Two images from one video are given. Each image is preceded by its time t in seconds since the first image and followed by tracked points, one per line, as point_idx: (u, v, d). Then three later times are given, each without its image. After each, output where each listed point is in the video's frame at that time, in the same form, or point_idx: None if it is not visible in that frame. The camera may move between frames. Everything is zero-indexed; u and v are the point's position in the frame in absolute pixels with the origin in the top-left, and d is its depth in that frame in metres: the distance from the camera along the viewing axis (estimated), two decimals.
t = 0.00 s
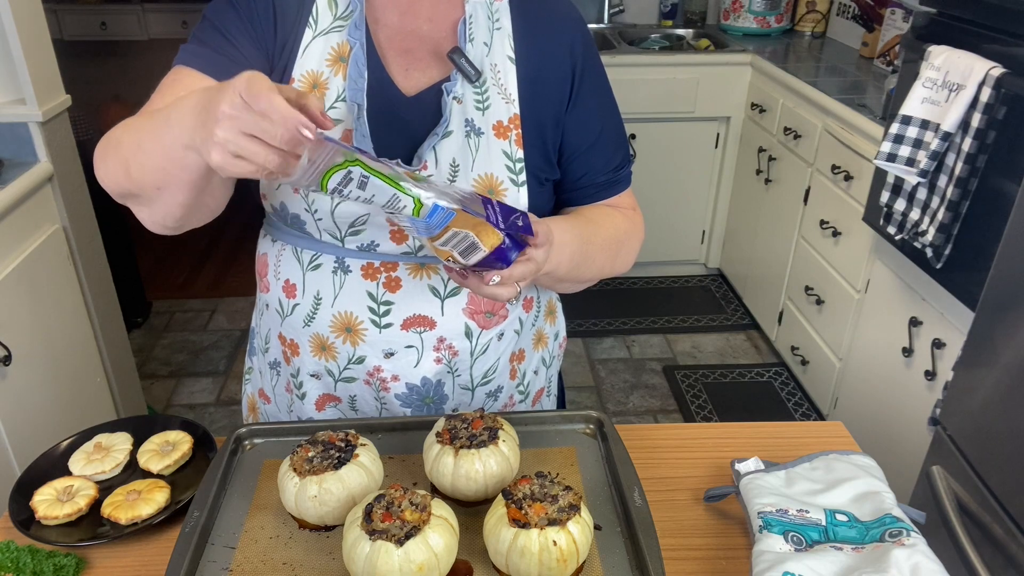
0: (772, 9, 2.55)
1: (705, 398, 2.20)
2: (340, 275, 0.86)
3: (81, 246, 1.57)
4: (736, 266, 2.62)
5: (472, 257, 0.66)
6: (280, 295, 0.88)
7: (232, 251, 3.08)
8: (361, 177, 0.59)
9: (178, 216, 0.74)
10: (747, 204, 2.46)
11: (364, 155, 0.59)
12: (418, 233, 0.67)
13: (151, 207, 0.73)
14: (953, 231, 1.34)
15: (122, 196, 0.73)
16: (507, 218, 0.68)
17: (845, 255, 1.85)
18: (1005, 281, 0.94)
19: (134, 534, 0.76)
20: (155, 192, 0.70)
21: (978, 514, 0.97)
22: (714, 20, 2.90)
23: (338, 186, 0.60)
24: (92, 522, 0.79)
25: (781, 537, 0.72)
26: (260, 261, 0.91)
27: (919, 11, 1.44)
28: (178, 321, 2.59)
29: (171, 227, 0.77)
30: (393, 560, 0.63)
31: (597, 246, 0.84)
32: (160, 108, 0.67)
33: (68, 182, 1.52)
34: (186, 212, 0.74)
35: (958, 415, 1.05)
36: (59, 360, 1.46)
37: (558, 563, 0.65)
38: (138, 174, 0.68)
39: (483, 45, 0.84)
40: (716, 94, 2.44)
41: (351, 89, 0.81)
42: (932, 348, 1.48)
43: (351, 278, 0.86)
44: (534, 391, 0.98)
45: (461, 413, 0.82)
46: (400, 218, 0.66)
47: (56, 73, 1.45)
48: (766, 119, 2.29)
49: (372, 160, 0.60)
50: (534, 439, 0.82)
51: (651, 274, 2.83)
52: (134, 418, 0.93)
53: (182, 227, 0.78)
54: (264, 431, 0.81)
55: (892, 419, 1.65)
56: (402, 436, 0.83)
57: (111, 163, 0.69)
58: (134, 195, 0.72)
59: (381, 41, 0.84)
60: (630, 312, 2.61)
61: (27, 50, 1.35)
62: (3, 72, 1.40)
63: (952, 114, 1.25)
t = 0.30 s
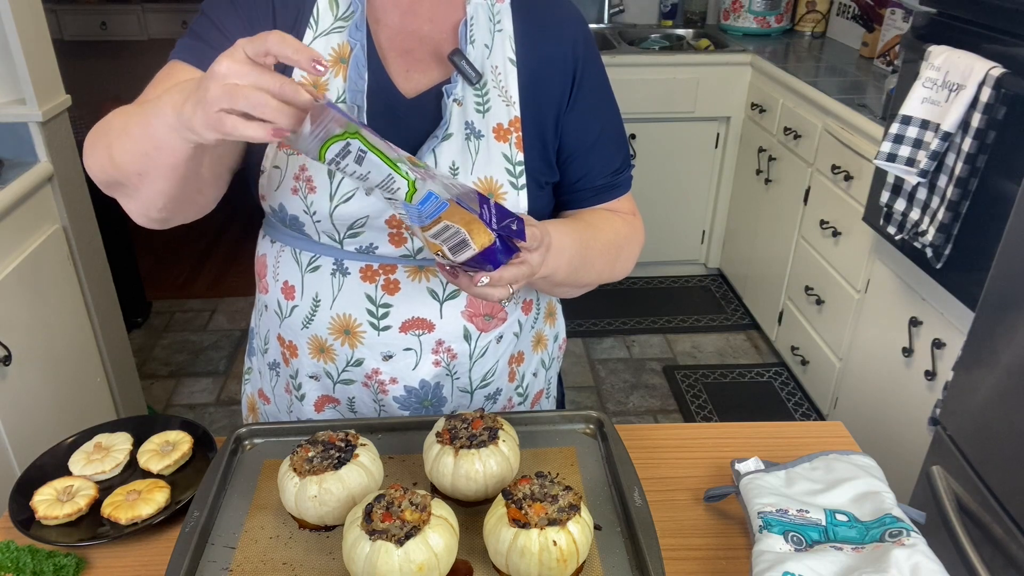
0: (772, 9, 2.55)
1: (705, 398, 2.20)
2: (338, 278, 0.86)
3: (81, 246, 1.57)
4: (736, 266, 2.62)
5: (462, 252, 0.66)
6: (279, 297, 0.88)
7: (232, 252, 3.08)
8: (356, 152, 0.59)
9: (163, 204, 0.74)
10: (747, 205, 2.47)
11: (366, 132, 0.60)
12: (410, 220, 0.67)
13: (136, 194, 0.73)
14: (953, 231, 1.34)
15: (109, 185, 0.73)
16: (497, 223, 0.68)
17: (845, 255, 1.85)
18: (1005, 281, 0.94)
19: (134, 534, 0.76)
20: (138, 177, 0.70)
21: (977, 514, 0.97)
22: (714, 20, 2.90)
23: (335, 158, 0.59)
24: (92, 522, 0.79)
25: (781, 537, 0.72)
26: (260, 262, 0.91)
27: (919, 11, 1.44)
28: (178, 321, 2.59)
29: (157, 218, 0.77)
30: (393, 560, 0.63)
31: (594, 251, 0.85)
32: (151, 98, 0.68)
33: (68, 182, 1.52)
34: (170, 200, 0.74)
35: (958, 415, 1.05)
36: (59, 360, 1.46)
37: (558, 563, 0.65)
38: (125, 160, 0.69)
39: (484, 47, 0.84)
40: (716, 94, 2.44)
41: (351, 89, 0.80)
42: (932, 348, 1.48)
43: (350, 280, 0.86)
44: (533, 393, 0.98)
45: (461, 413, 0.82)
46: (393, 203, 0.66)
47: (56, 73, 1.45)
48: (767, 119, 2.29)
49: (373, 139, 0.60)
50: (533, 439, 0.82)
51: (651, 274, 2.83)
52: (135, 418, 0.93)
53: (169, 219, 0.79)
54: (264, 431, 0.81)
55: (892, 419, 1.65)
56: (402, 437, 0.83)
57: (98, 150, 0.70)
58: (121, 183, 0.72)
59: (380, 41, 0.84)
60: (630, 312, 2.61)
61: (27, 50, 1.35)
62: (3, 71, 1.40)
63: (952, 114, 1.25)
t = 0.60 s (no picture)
0: (772, 9, 2.55)
1: (705, 398, 2.20)
2: (336, 281, 0.86)
3: (81, 246, 1.57)
4: (736, 266, 2.62)
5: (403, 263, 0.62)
6: (278, 299, 0.89)
7: (232, 252, 3.08)
8: (318, 137, 0.55)
9: (150, 196, 0.73)
10: (747, 205, 2.47)
11: (350, 124, 0.55)
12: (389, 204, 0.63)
13: (123, 185, 0.72)
14: (953, 231, 1.34)
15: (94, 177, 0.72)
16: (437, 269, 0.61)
17: (845, 255, 1.85)
18: (1005, 281, 0.94)
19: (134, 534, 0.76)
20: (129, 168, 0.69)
21: (977, 514, 0.97)
22: (714, 20, 2.90)
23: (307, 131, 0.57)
24: (92, 522, 0.79)
25: (781, 537, 0.72)
26: (260, 264, 0.92)
27: (919, 10, 1.44)
28: (178, 321, 2.59)
29: (146, 208, 0.75)
30: (393, 560, 0.63)
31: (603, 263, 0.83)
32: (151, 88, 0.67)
33: (68, 182, 1.52)
34: (159, 190, 0.72)
35: (958, 415, 1.05)
36: (59, 359, 1.46)
37: (558, 563, 0.65)
38: (116, 152, 0.67)
39: (486, 50, 0.84)
40: (716, 94, 2.44)
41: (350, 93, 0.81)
42: (932, 348, 1.48)
43: (348, 282, 0.86)
44: (533, 396, 0.98)
45: (461, 413, 0.82)
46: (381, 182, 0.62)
47: (57, 73, 1.46)
48: (767, 119, 2.29)
49: (353, 134, 0.55)
50: (533, 440, 0.82)
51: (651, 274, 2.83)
52: (135, 418, 0.93)
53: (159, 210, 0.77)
54: (264, 431, 0.81)
55: (892, 418, 1.65)
56: (400, 438, 0.83)
57: (88, 139, 0.69)
58: (110, 175, 0.70)
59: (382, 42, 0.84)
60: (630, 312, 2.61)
61: (27, 50, 1.35)
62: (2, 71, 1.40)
63: (952, 114, 1.25)
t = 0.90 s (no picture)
0: (772, 9, 2.55)
1: (705, 398, 2.20)
2: (336, 283, 0.86)
3: (81, 246, 1.57)
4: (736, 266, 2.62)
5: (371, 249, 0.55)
6: (278, 300, 0.89)
7: (232, 252, 3.08)
8: (283, 113, 0.48)
9: (158, 171, 0.62)
10: (747, 204, 2.46)
11: (324, 108, 0.49)
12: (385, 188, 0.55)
13: (124, 156, 0.61)
14: (953, 231, 1.34)
15: (92, 146, 0.62)
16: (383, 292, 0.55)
17: (845, 255, 1.85)
18: (1005, 281, 0.94)
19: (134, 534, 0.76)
20: (136, 139, 0.59)
21: (977, 514, 0.97)
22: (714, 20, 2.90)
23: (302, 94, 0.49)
24: (92, 522, 0.79)
25: (781, 537, 0.72)
26: (260, 265, 0.92)
27: (919, 10, 1.44)
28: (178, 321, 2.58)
29: (149, 188, 0.64)
30: (393, 560, 0.63)
31: (599, 269, 0.76)
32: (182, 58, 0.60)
33: (68, 182, 1.52)
34: (169, 167, 0.62)
35: (958, 415, 1.05)
36: (58, 359, 1.46)
37: (558, 563, 0.65)
38: (128, 113, 0.58)
39: (484, 52, 0.84)
40: (716, 94, 2.44)
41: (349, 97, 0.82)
42: (932, 348, 1.48)
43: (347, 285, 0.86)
44: (533, 398, 0.97)
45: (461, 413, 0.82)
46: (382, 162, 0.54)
47: (57, 73, 1.46)
48: (767, 119, 2.29)
49: (323, 121, 0.49)
50: (533, 440, 0.82)
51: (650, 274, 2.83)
52: (135, 418, 0.93)
53: (164, 191, 0.66)
54: (264, 431, 0.81)
55: (892, 418, 1.65)
56: (400, 438, 0.83)
57: (100, 97, 0.60)
58: (114, 142, 0.60)
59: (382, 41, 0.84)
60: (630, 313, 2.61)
61: (27, 50, 1.35)
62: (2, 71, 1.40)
63: (952, 114, 1.26)
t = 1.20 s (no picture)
0: (772, 9, 2.54)
1: (705, 398, 2.20)
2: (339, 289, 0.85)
3: (81, 246, 1.57)
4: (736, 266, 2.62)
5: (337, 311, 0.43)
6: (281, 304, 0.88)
7: (232, 252, 3.08)
8: (255, 115, 0.41)
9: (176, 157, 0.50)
10: (747, 204, 2.46)
11: (298, 119, 0.41)
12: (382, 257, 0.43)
13: (135, 138, 0.49)
14: (953, 231, 1.34)
15: (103, 123, 0.50)
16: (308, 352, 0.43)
17: (845, 255, 1.85)
18: (1005, 280, 0.94)
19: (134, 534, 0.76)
20: (149, 123, 0.47)
21: (977, 515, 0.97)
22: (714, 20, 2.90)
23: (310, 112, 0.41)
24: (92, 522, 0.79)
25: (780, 537, 0.72)
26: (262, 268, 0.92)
27: (919, 10, 1.44)
28: (178, 321, 2.59)
29: (162, 180, 0.52)
30: (393, 560, 0.64)
31: (582, 289, 0.57)
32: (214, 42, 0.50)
33: (68, 181, 1.52)
34: (186, 156, 0.50)
35: (958, 416, 1.05)
36: (59, 359, 1.46)
37: (558, 563, 0.65)
38: (146, 89, 0.47)
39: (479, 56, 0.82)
40: (716, 94, 2.43)
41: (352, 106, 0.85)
42: (932, 348, 1.48)
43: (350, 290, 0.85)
44: (535, 395, 0.98)
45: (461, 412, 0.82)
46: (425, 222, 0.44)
47: (57, 73, 1.46)
48: (767, 119, 2.29)
49: (294, 136, 0.41)
50: (534, 440, 0.82)
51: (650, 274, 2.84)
52: (135, 418, 0.93)
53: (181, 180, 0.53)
54: (264, 431, 0.81)
55: (892, 418, 1.65)
56: (401, 438, 0.83)
57: (117, 65, 0.48)
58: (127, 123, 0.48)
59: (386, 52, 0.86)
60: (631, 313, 2.61)
61: (27, 50, 1.35)
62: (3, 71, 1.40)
63: (952, 114, 1.26)
